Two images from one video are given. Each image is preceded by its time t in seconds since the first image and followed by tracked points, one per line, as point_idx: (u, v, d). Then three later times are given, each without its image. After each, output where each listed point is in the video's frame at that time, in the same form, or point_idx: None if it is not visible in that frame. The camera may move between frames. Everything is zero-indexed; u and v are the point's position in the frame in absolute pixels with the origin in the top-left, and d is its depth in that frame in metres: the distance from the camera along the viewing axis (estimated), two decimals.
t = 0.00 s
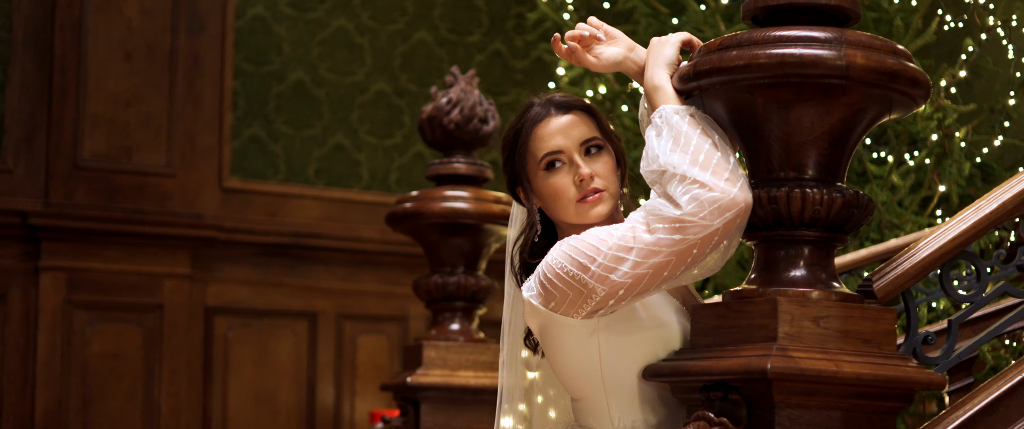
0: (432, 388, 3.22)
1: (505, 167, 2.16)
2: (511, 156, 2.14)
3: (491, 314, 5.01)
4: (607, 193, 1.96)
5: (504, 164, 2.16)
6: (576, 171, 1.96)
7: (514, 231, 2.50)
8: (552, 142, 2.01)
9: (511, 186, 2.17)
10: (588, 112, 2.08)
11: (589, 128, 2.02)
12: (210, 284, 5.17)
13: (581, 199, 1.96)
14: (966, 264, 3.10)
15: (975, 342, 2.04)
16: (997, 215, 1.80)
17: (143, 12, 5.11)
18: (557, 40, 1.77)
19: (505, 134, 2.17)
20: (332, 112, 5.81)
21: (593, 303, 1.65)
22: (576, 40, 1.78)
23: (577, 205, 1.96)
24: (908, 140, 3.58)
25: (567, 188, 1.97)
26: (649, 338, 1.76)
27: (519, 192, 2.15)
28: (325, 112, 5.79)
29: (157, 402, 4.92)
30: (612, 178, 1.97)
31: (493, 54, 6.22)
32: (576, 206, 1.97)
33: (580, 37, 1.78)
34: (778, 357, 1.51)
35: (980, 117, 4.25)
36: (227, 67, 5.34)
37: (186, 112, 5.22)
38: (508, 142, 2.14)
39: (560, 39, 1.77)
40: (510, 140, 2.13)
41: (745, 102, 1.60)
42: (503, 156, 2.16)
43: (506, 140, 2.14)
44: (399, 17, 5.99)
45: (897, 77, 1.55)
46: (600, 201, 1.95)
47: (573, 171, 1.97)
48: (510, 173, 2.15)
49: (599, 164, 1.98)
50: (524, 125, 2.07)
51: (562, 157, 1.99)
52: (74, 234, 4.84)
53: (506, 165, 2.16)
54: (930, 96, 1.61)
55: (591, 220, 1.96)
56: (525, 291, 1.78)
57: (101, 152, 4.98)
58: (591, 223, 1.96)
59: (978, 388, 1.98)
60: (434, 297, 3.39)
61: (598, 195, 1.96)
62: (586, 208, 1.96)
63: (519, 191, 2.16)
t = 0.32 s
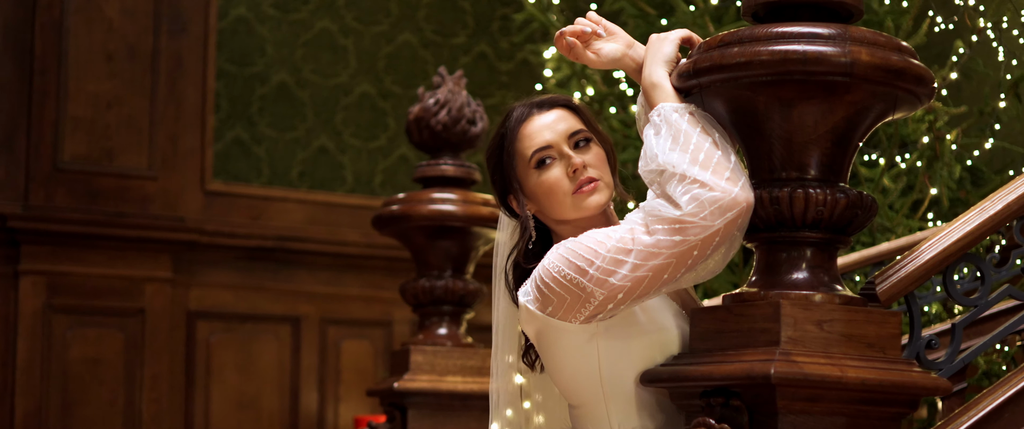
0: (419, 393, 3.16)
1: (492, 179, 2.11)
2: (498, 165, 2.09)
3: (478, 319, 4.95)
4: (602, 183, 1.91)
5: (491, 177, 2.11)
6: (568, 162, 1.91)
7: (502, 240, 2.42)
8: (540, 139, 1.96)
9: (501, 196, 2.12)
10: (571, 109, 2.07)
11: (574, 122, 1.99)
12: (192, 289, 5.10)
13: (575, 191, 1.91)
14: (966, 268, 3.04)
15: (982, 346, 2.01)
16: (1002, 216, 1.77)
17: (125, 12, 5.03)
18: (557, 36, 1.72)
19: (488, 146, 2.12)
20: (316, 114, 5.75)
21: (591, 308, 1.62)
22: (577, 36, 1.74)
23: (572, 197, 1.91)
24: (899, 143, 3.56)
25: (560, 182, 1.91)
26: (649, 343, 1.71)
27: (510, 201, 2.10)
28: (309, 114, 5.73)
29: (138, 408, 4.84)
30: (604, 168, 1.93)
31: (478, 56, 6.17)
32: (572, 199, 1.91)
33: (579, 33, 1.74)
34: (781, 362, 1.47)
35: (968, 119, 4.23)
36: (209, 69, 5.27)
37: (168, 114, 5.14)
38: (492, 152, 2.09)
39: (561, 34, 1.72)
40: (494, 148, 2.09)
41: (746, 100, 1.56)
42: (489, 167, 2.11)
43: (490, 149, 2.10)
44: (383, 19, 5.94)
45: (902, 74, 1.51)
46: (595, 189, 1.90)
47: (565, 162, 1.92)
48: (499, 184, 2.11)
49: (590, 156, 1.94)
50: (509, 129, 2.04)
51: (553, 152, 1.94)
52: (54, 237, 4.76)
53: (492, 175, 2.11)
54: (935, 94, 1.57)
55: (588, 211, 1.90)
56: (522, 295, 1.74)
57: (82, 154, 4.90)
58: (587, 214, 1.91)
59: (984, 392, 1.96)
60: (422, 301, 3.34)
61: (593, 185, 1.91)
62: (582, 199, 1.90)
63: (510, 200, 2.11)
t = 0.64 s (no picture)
0: (405, 401, 3.11)
1: (490, 184, 2.04)
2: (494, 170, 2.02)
3: (464, 325, 4.91)
4: (603, 164, 1.88)
5: (487, 183, 2.04)
6: (571, 145, 1.87)
7: (480, 255, 2.36)
8: (535, 132, 1.92)
9: (496, 201, 2.05)
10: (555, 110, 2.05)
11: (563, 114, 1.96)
12: (174, 295, 5.03)
13: (581, 173, 1.86)
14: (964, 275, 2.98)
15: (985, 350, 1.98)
16: (1005, 220, 1.73)
17: (106, 14, 4.96)
18: (556, 34, 1.70)
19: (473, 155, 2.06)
20: (299, 118, 5.69)
21: (588, 313, 1.59)
22: (575, 34, 1.71)
23: (577, 180, 1.86)
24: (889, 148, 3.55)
25: (564, 167, 1.87)
26: (647, 349, 1.67)
27: (506, 205, 2.03)
28: (292, 118, 5.68)
29: (119, 416, 4.76)
30: (601, 152, 1.91)
31: (462, 60, 6.14)
32: (578, 182, 1.87)
33: (577, 30, 1.70)
34: (784, 369, 1.43)
35: (955, 124, 4.22)
36: (192, 72, 5.20)
37: (150, 118, 5.07)
38: (483, 158, 2.02)
39: (559, 32, 1.69)
40: (484, 151, 2.02)
41: (746, 101, 1.52)
42: (481, 173, 2.04)
43: (478, 154, 2.04)
44: (367, 22, 5.89)
45: (906, 74, 1.47)
46: (600, 169, 1.86)
47: (567, 147, 1.88)
48: (498, 188, 2.04)
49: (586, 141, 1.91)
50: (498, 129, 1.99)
51: (552, 140, 1.89)
52: (33, 242, 4.68)
53: (484, 182, 2.05)
54: (938, 94, 1.54)
55: (597, 192, 1.86)
56: (516, 301, 1.70)
57: (62, 158, 4.82)
58: (596, 194, 1.86)
59: (986, 400, 1.94)
60: (408, 306, 3.29)
61: (596, 166, 1.87)
62: (589, 180, 1.86)
63: (507, 204, 2.03)
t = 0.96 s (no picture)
0: (391, 410, 3.07)
1: (491, 183, 1.93)
2: (496, 170, 1.92)
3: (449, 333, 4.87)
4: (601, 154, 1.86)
5: (489, 182, 1.93)
6: (570, 133, 1.84)
7: (464, 272, 2.18)
8: (530, 129, 1.89)
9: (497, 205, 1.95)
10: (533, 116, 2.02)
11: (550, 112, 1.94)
12: (156, 302, 4.96)
13: (585, 158, 1.83)
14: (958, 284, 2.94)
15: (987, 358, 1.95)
16: (1007, 225, 1.70)
17: (86, 17, 4.89)
18: (553, 31, 1.64)
19: (462, 164, 1.99)
20: (282, 124, 5.64)
21: (585, 320, 1.56)
22: (573, 32, 1.66)
23: (581, 167, 1.83)
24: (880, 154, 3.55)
25: (566, 155, 1.83)
26: (643, 356, 1.64)
27: (506, 208, 1.94)
28: (275, 124, 5.62)
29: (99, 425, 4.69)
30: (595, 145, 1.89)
31: (447, 65, 6.10)
32: (581, 168, 1.83)
33: (574, 28, 1.66)
34: (786, 377, 1.39)
35: (944, 130, 4.22)
36: (173, 77, 5.14)
37: (132, 123, 5.01)
38: (481, 159, 1.93)
39: (556, 30, 1.64)
40: (479, 153, 1.94)
41: (745, 102, 1.49)
42: (478, 177, 1.95)
43: (471, 159, 1.96)
44: (352, 27, 5.84)
45: (909, 76, 1.44)
46: (601, 154, 1.84)
47: (567, 135, 1.85)
48: (499, 185, 1.92)
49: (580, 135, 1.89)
50: (489, 133, 1.94)
51: (550, 132, 1.86)
52: (11, 249, 4.61)
53: (479, 188, 1.96)
54: (941, 97, 1.50)
55: (602, 176, 1.83)
56: (510, 309, 1.67)
57: (42, 163, 4.75)
58: (600, 178, 1.82)
59: (988, 408, 1.92)
60: (394, 314, 3.24)
61: (595, 155, 1.85)
62: (592, 164, 1.83)
63: (506, 205, 1.94)
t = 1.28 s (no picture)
0: (379, 420, 3.03)
1: (494, 185, 1.85)
2: (498, 172, 1.84)
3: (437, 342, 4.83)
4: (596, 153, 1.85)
5: (491, 184, 1.85)
6: (568, 130, 1.82)
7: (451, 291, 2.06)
8: (524, 131, 1.85)
9: (497, 210, 1.87)
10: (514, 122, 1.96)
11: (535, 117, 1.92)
12: (139, 310, 4.90)
13: (587, 152, 1.80)
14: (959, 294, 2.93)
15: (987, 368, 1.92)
16: (1008, 233, 1.66)
17: (69, 23, 4.83)
18: (549, 31, 1.61)
19: (454, 170, 1.90)
20: (267, 130, 5.58)
21: (580, 328, 1.53)
22: (570, 32, 1.63)
23: (583, 162, 1.80)
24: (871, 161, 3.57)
25: (567, 151, 1.80)
26: (640, 365, 1.60)
27: (508, 211, 1.86)
28: (260, 130, 5.57)
29: None
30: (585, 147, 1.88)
31: (433, 71, 6.06)
32: (583, 163, 1.80)
33: (570, 27, 1.63)
34: (787, 387, 1.36)
35: (934, 137, 4.22)
36: (157, 83, 5.08)
37: (115, 129, 4.95)
38: (479, 163, 1.85)
39: (552, 29, 1.61)
40: (477, 157, 1.87)
41: (745, 105, 1.46)
42: (478, 180, 1.86)
43: (466, 164, 1.88)
44: (337, 32, 5.80)
45: (912, 78, 1.41)
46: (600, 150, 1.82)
47: (566, 133, 1.82)
48: (502, 186, 1.84)
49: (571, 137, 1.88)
50: (482, 138, 1.88)
51: (546, 131, 1.84)
52: None
53: (478, 193, 1.87)
54: (943, 101, 1.47)
55: (604, 169, 1.79)
56: (503, 316, 1.63)
57: (23, 169, 4.68)
58: (604, 172, 1.79)
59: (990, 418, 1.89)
60: (382, 322, 3.19)
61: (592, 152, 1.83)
62: (595, 158, 1.80)
63: (508, 207, 1.86)
